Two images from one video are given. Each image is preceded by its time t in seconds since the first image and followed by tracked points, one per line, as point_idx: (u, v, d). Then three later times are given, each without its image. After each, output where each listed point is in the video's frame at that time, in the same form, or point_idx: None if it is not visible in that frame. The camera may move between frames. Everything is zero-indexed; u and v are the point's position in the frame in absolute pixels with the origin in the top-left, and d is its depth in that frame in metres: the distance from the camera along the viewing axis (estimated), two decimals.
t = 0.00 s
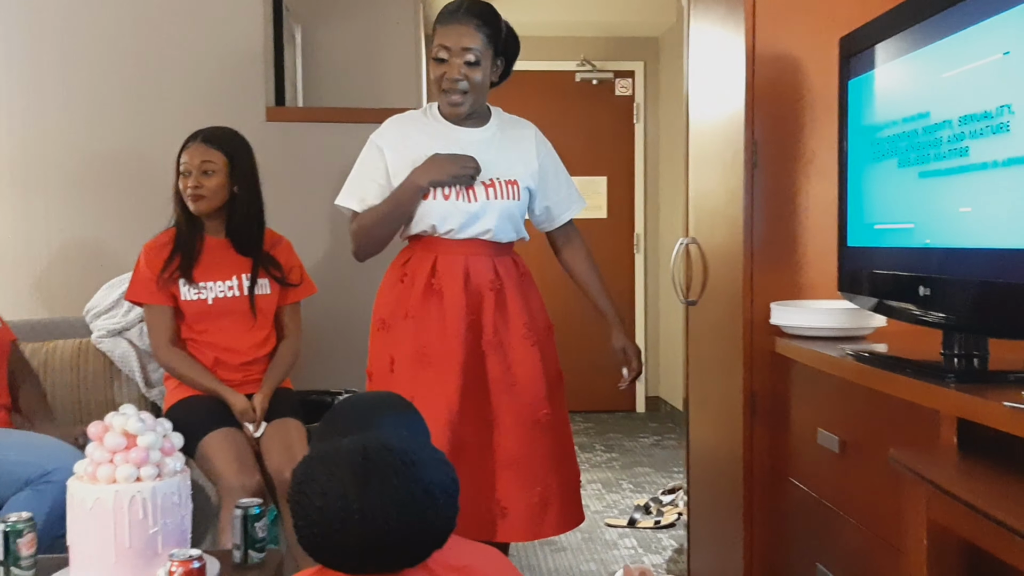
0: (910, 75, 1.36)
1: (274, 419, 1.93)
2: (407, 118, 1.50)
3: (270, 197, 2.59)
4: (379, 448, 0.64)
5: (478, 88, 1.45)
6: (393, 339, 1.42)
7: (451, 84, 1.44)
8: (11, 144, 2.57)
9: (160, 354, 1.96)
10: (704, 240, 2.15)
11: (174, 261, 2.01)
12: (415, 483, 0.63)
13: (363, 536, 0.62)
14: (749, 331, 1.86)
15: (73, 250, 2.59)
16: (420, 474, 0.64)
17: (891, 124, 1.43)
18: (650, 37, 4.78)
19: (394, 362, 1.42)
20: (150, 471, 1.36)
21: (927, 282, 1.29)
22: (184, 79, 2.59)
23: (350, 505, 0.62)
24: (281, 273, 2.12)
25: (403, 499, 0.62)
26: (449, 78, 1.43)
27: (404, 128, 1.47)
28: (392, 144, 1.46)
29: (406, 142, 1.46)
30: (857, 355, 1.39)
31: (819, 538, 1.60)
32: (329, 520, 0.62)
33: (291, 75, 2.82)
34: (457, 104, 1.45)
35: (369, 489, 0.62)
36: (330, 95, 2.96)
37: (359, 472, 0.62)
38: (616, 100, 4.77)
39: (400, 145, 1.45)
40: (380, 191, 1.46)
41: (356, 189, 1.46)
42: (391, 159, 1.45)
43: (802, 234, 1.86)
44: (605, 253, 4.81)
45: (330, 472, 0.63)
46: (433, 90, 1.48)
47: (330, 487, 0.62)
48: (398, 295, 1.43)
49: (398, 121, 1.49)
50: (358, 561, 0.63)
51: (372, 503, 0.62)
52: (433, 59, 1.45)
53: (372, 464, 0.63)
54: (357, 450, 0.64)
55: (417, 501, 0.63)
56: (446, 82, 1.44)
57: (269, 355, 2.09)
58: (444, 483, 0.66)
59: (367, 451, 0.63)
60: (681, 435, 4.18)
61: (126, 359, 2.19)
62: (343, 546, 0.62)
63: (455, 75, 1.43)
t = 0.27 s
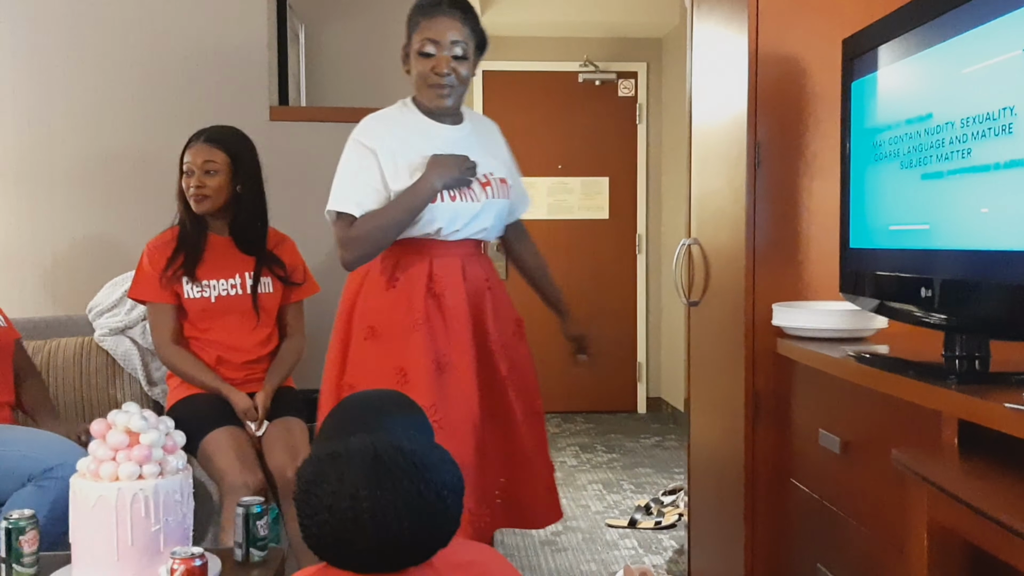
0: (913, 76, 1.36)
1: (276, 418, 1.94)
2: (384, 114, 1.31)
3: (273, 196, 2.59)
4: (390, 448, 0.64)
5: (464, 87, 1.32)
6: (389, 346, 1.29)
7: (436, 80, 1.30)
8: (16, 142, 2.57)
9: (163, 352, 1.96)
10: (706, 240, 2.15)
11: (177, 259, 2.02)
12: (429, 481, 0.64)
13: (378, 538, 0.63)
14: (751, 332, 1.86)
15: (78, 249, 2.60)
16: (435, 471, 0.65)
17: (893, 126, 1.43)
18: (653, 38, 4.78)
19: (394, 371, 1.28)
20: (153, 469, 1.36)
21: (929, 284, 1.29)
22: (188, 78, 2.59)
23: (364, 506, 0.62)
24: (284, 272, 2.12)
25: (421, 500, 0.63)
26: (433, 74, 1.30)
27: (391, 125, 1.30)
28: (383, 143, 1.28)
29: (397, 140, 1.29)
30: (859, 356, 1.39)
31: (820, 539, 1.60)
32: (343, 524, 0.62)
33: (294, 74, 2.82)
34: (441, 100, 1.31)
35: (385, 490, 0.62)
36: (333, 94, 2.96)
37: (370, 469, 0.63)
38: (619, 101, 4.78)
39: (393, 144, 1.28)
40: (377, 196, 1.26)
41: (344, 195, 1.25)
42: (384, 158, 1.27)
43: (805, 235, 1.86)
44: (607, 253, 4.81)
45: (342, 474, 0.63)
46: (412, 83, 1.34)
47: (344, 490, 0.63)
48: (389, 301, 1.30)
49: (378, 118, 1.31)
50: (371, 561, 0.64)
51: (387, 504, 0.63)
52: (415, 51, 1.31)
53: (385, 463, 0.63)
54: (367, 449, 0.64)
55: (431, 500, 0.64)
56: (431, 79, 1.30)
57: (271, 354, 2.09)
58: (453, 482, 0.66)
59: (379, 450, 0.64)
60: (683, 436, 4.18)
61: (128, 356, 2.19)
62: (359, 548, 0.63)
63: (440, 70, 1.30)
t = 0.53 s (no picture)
0: (914, 80, 1.36)
1: (277, 419, 1.94)
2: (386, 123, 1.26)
3: (274, 196, 2.59)
4: (366, 422, 0.76)
5: (463, 100, 1.31)
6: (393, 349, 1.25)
7: (440, 93, 1.27)
8: (17, 142, 2.57)
9: (164, 353, 1.96)
10: (707, 243, 2.15)
11: (178, 260, 2.02)
12: (407, 450, 0.74)
13: (367, 505, 0.72)
14: (752, 334, 1.86)
15: (79, 249, 2.60)
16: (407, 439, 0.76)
17: (895, 129, 1.43)
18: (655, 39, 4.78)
19: (389, 375, 1.24)
20: (152, 470, 1.36)
21: (930, 287, 1.29)
22: (190, 78, 2.59)
23: (352, 476, 0.72)
24: (285, 272, 2.12)
25: (403, 466, 0.74)
26: (438, 86, 1.27)
27: (403, 138, 1.24)
28: (405, 159, 1.22)
29: (412, 154, 1.24)
30: (860, 359, 1.39)
31: (819, 542, 1.60)
32: (333, 495, 0.72)
33: (296, 74, 2.82)
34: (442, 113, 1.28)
35: (370, 460, 0.73)
36: (335, 95, 2.96)
37: (350, 441, 0.74)
38: (621, 102, 4.78)
39: (411, 159, 1.24)
40: (402, 214, 1.21)
41: (375, 214, 1.18)
42: (409, 174, 1.22)
43: (806, 238, 1.86)
44: (608, 255, 4.81)
45: (325, 453, 0.74)
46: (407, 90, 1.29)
47: (331, 465, 0.73)
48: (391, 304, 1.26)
49: (387, 129, 1.23)
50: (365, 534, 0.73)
51: (371, 474, 0.72)
52: (419, 60, 1.27)
53: (361, 435, 0.75)
54: (344, 428, 0.75)
55: (412, 465, 0.74)
56: (434, 92, 1.27)
57: (272, 354, 2.09)
58: (428, 448, 0.77)
59: (357, 426, 0.75)
60: (683, 438, 4.18)
61: (129, 356, 2.19)
62: (351, 521, 0.72)
63: (447, 84, 1.27)
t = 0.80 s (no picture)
0: (918, 84, 1.37)
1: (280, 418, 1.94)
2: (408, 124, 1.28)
3: (278, 197, 2.60)
4: (379, 438, 0.71)
5: (471, 108, 1.35)
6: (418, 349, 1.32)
7: (451, 101, 1.32)
8: (23, 141, 2.57)
9: (167, 352, 1.97)
10: (710, 245, 2.15)
11: (181, 261, 2.02)
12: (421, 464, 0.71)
13: (383, 523, 0.69)
14: (755, 337, 1.87)
15: (84, 248, 2.61)
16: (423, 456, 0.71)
17: (899, 132, 1.43)
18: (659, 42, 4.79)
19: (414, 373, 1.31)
20: (156, 468, 1.37)
21: (932, 291, 1.29)
22: (195, 79, 2.60)
23: (366, 495, 0.68)
24: (288, 272, 2.12)
25: (414, 480, 0.70)
26: (449, 95, 1.31)
27: (438, 142, 1.29)
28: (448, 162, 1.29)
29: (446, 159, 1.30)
30: (862, 362, 1.40)
31: (820, 544, 1.60)
32: (346, 515, 0.68)
33: (300, 75, 2.83)
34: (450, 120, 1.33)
35: (379, 477, 0.69)
36: (340, 97, 2.97)
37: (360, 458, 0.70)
38: (625, 104, 4.78)
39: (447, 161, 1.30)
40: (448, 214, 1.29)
41: (440, 223, 1.24)
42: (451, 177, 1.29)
43: (808, 241, 1.86)
44: (612, 256, 4.81)
45: (338, 471, 0.70)
46: (416, 92, 1.33)
47: (343, 485, 0.69)
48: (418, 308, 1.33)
49: (427, 136, 1.27)
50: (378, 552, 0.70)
51: (385, 493, 0.69)
52: (434, 68, 1.30)
53: (375, 453, 0.70)
54: (357, 443, 0.71)
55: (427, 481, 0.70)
56: (445, 100, 1.31)
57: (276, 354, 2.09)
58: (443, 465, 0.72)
59: (370, 441, 0.71)
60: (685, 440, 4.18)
61: (133, 355, 2.19)
62: (363, 540, 0.69)
63: (459, 92, 1.32)
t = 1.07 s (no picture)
0: (920, 84, 1.37)
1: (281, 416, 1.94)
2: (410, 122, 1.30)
3: (280, 195, 2.60)
4: (376, 425, 0.77)
5: (482, 114, 1.38)
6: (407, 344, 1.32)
7: (464, 104, 1.35)
8: (25, 139, 2.57)
9: (167, 350, 1.97)
10: (712, 245, 2.15)
11: (183, 260, 2.03)
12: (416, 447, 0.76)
13: (381, 504, 0.74)
14: (757, 337, 1.86)
15: (86, 246, 2.61)
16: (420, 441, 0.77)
17: (902, 132, 1.43)
18: (662, 42, 4.79)
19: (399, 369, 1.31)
20: (156, 466, 1.36)
21: (934, 292, 1.29)
22: (197, 77, 2.60)
23: (365, 477, 0.74)
24: (290, 270, 2.11)
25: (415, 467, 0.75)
26: (463, 98, 1.34)
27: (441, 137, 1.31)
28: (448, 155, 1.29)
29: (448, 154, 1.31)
30: (863, 363, 1.39)
31: (821, 544, 1.60)
32: (347, 498, 0.74)
33: (302, 74, 2.83)
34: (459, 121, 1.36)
35: (381, 463, 0.74)
36: (342, 96, 2.97)
37: (364, 447, 0.75)
38: (627, 104, 4.78)
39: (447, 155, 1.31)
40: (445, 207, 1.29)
41: (433, 213, 1.25)
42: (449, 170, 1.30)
43: (811, 242, 1.86)
44: (614, 256, 4.81)
45: (337, 456, 0.75)
46: (430, 91, 1.35)
47: (343, 468, 0.74)
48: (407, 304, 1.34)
49: (430, 129, 1.29)
50: (377, 534, 0.75)
51: (385, 478, 0.74)
52: (451, 70, 1.33)
53: (372, 437, 0.76)
54: (354, 430, 0.77)
55: (422, 465, 0.75)
56: (458, 102, 1.34)
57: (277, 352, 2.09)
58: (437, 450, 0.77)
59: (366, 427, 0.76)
60: (686, 440, 4.18)
61: (133, 353, 2.19)
62: (364, 522, 0.74)
63: (472, 97, 1.34)
